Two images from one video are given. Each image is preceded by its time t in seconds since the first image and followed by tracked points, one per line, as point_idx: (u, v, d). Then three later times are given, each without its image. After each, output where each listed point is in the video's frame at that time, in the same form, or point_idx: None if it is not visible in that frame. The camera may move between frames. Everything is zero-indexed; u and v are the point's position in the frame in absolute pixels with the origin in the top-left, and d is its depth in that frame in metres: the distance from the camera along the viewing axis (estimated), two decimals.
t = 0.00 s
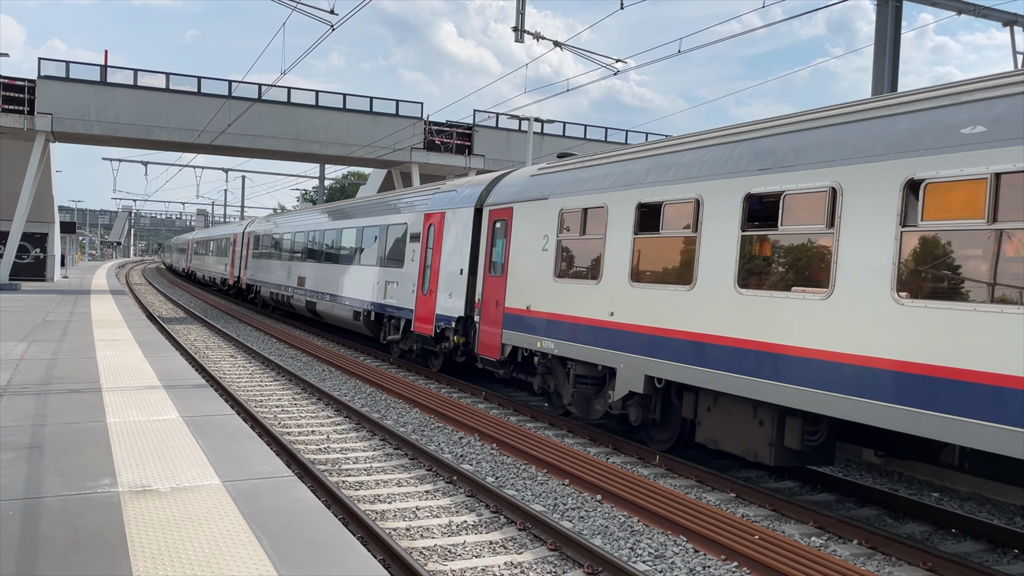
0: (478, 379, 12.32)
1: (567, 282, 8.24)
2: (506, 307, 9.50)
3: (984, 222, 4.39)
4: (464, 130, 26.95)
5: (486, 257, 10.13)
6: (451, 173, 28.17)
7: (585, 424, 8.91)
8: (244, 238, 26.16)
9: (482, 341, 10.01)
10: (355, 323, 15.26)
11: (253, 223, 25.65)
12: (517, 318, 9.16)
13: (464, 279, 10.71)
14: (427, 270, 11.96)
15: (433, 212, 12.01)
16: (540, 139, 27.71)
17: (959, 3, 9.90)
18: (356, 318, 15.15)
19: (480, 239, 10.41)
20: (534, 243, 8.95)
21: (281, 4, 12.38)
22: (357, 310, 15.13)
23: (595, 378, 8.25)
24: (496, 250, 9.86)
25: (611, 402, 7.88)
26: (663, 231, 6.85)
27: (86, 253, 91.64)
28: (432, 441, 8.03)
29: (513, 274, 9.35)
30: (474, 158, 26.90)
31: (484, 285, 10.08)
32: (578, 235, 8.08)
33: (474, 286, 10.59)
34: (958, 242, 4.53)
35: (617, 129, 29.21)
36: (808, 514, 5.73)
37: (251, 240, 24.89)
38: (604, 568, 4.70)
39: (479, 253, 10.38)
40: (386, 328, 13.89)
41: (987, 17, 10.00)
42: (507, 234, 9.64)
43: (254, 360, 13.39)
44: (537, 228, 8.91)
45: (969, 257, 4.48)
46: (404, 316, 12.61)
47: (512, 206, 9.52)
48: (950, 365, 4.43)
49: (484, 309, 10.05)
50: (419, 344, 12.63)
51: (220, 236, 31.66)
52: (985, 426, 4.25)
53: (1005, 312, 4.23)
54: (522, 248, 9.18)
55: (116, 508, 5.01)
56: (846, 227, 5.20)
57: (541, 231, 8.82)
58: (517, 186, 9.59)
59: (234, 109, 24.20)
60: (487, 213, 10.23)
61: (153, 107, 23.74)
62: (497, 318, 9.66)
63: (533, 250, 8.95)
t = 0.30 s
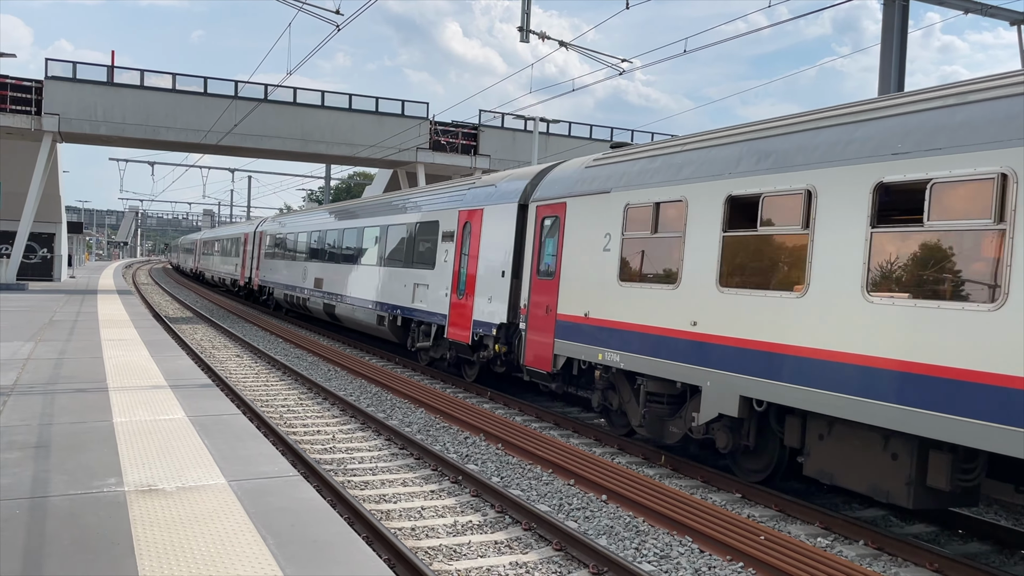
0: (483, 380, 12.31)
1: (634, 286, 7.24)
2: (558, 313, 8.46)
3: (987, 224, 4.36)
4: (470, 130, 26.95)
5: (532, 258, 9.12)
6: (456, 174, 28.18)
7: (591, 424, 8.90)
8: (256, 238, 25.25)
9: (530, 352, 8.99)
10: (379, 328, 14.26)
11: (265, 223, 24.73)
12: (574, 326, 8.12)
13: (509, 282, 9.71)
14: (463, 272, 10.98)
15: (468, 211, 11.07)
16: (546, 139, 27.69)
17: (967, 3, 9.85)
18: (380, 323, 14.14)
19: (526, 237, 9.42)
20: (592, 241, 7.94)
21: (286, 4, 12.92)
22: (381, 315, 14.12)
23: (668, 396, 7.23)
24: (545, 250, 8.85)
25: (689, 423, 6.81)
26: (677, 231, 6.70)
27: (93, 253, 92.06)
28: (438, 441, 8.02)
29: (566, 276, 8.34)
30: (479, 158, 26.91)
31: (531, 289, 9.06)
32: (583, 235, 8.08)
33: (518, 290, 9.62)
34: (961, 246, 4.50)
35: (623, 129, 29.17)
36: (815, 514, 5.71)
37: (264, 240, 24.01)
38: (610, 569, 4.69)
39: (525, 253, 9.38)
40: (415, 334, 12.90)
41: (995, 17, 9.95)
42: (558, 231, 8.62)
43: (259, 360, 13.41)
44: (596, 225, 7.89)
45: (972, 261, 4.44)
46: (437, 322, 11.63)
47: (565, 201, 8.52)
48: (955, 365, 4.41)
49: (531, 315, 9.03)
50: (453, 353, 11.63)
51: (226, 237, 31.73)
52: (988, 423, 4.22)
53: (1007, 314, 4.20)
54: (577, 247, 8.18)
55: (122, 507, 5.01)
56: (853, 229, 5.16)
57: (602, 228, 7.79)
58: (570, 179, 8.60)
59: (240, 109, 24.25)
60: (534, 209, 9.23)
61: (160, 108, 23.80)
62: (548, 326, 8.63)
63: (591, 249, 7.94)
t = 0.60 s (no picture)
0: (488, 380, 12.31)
1: (721, 292, 6.22)
2: (621, 322, 7.45)
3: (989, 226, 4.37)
4: (475, 130, 27.00)
5: (592, 259, 8.11)
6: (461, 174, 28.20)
7: (595, 424, 8.90)
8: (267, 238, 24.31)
9: (586, 365, 8.00)
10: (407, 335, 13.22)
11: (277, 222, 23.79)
12: (643, 338, 7.08)
13: (562, 286, 8.70)
14: (504, 275, 10.02)
15: (508, 207, 10.08)
16: (551, 139, 27.68)
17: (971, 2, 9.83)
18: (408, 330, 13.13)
19: (580, 236, 8.45)
20: (663, 240, 6.94)
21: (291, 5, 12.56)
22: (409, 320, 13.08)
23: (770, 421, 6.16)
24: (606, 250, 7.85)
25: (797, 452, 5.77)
26: (775, 228, 5.80)
27: (99, 253, 92.40)
28: (443, 441, 8.02)
29: (632, 279, 7.32)
30: (484, 158, 26.93)
31: (587, 293, 8.10)
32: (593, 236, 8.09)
33: (571, 294, 8.66)
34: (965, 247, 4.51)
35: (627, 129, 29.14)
36: (819, 515, 5.70)
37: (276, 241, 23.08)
38: (614, 569, 4.68)
39: (580, 254, 8.36)
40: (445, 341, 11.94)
41: (1001, 15, 9.91)
42: (623, 229, 7.59)
43: (265, 360, 13.44)
44: (669, 221, 6.90)
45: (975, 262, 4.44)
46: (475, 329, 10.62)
47: (630, 195, 7.51)
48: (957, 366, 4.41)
49: (590, 323, 8.00)
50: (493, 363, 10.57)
51: (232, 236, 31.82)
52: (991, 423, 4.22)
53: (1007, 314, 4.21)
54: (645, 246, 7.18)
55: (127, 507, 5.02)
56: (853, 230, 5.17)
57: (678, 225, 6.77)
58: (633, 170, 7.63)
59: (246, 109, 24.30)
60: (591, 204, 8.24)
61: (165, 108, 23.85)
62: (612, 337, 7.56)
63: (661, 249, 6.97)
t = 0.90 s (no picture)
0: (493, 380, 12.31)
1: (843, 299, 5.17)
2: (703, 333, 6.34)
3: (991, 227, 4.31)
4: (479, 130, 27.01)
5: (663, 259, 6.99)
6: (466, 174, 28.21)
7: (600, 424, 8.89)
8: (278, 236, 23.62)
9: (657, 382, 6.85)
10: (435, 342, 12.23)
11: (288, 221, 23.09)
12: (671, 342, 6.71)
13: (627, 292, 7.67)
14: (553, 277, 9.02)
15: (558, 202, 9.08)
16: (555, 139, 27.69)
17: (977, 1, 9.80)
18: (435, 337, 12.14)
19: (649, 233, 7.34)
20: (758, 238, 5.89)
21: (294, 5, 12.92)
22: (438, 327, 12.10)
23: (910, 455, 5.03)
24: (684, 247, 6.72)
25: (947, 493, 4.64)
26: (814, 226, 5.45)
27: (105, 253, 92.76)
28: (448, 441, 8.02)
29: (719, 284, 6.24)
30: (489, 158, 26.95)
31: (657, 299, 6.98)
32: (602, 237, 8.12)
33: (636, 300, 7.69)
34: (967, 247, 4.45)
35: (632, 128, 29.14)
36: (824, 515, 5.67)
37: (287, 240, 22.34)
38: (619, 569, 4.67)
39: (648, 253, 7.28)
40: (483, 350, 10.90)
41: (1007, 14, 9.89)
42: (704, 226, 6.50)
43: (270, 360, 13.47)
44: (765, 217, 5.85)
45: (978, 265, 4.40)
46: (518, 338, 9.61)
47: (716, 185, 6.43)
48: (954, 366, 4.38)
49: (658, 333, 6.89)
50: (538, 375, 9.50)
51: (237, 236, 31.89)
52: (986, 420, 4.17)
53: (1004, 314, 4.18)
54: (737, 245, 6.10)
55: (132, 507, 5.03)
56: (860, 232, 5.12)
57: (779, 220, 5.72)
58: (717, 158, 6.55)
59: (251, 110, 24.35)
60: (660, 196, 7.16)
61: (171, 108, 23.91)
62: (689, 350, 6.47)
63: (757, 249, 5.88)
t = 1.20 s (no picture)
0: (496, 380, 12.31)
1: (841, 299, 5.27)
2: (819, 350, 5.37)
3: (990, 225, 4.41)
4: (482, 130, 27.03)
5: (760, 261, 6.02)
6: (469, 174, 28.22)
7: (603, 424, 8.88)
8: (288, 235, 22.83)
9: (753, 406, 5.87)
10: (468, 350, 11.30)
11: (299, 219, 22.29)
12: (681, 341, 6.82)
13: (709, 297, 6.61)
14: (613, 282, 7.95)
15: (616, 197, 8.02)
16: (559, 139, 27.68)
17: None
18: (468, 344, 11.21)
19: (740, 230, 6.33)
20: (893, 235, 4.92)
21: (299, 5, 12.83)
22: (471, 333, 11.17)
23: None
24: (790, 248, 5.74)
25: None
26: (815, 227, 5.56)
27: (110, 253, 93.03)
28: (451, 441, 8.01)
29: (838, 291, 5.29)
30: (492, 158, 26.96)
31: (752, 309, 6.01)
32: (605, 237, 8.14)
33: (717, 308, 6.63)
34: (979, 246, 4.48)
35: (636, 128, 29.11)
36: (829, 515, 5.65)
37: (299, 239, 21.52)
38: (622, 569, 4.67)
39: (738, 254, 6.29)
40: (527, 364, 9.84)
41: (1013, 13, 9.85)
42: (815, 222, 5.55)
43: (273, 360, 13.49)
44: (902, 209, 4.89)
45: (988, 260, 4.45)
46: (570, 349, 8.56)
47: (831, 172, 5.48)
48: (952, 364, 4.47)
49: (753, 347, 5.94)
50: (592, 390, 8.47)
51: (240, 237, 31.95)
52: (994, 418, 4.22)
53: (999, 312, 4.28)
54: (864, 242, 5.14)
55: (137, 506, 5.04)
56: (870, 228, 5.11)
57: (922, 213, 4.76)
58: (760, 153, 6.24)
59: (255, 110, 24.39)
60: (754, 186, 6.18)
61: (175, 108, 23.95)
62: (797, 368, 5.51)
63: (892, 248, 4.92)
